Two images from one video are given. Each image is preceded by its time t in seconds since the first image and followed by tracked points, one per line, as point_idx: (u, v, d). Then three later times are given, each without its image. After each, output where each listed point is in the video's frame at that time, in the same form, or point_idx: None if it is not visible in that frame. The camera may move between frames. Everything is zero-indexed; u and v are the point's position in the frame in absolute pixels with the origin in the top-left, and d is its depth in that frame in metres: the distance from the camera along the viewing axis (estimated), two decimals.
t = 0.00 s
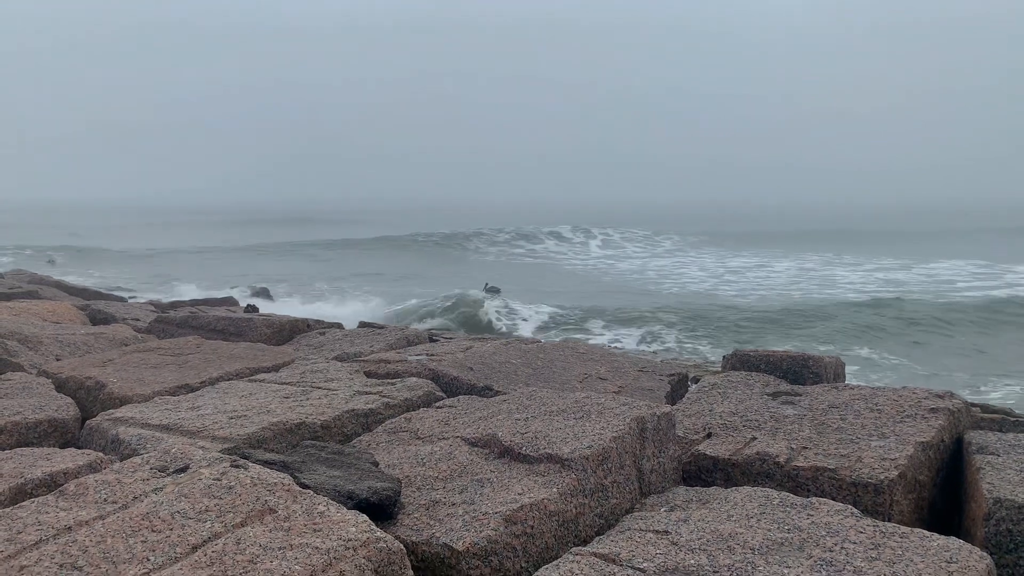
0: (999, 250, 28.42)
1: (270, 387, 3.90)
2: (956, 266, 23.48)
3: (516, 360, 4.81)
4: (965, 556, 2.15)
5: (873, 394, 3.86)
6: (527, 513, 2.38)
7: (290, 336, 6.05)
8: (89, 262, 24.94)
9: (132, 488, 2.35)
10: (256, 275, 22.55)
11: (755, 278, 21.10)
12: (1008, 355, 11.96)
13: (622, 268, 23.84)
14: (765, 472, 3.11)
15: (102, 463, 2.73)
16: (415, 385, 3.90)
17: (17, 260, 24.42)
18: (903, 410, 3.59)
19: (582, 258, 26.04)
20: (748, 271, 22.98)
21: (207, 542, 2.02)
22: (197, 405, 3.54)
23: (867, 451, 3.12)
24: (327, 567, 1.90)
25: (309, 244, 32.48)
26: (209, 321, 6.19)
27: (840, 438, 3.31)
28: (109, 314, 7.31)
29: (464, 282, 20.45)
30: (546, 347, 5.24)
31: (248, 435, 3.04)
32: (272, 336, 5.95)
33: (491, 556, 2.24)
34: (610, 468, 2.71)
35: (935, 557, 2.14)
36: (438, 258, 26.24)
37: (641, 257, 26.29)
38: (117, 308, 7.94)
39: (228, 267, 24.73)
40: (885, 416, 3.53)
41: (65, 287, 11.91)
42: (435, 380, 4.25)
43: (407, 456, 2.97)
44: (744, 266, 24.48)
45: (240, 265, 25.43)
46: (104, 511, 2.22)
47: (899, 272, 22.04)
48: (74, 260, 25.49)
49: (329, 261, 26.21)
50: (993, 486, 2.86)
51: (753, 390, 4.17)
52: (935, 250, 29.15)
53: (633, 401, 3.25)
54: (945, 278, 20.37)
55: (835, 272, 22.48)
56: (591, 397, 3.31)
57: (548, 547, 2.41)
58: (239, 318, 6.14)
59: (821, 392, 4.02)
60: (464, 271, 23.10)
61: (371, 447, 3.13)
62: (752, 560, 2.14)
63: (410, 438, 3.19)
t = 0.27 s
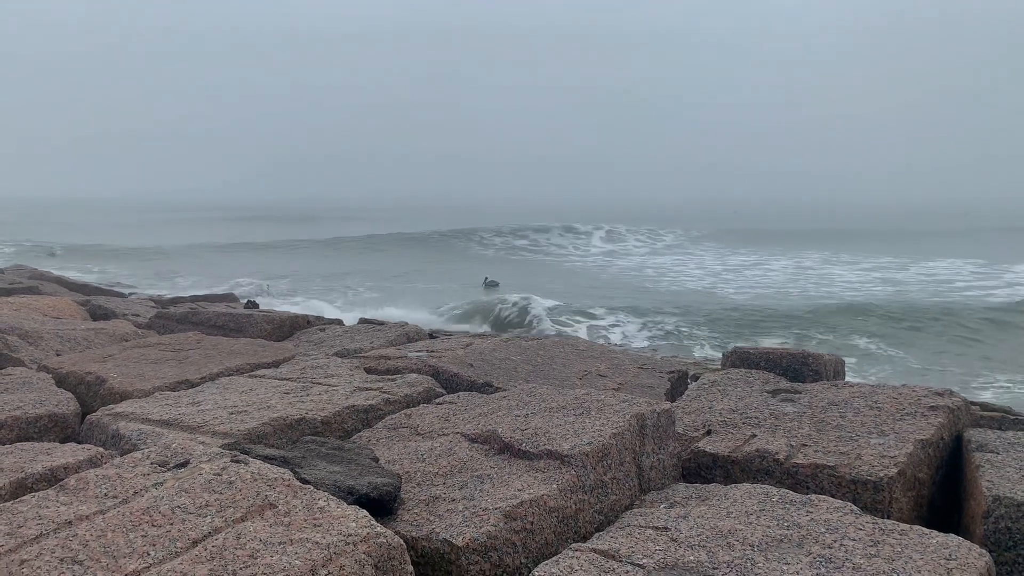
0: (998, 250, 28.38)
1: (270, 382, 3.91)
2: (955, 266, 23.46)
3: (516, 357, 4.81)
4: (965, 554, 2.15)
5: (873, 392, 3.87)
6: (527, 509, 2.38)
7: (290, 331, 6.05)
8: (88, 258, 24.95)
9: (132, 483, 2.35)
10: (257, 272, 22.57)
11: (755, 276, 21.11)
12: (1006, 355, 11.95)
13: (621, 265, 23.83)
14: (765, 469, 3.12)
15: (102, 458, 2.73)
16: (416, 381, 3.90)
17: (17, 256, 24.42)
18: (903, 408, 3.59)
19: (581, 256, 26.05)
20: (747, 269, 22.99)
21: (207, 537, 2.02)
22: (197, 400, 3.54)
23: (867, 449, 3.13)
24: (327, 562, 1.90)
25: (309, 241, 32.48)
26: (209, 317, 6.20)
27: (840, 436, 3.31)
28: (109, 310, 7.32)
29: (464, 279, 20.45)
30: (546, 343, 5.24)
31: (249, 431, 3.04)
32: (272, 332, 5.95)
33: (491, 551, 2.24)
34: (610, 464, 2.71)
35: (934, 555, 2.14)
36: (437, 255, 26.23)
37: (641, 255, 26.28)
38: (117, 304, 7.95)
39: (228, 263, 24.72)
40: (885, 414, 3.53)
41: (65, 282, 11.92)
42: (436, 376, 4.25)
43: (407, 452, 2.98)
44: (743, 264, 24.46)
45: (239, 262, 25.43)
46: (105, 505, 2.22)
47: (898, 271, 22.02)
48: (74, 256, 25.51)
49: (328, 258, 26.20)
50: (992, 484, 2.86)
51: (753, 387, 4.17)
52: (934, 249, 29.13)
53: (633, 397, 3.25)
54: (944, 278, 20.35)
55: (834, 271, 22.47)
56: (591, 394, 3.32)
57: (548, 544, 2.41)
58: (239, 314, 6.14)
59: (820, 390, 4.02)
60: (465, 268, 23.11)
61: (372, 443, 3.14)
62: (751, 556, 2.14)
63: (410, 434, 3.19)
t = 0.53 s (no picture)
0: (996, 251, 28.39)
1: (270, 381, 3.90)
2: (953, 266, 23.47)
3: (515, 356, 4.81)
4: (964, 554, 2.15)
5: (873, 392, 3.86)
6: (526, 509, 2.38)
7: (289, 330, 6.04)
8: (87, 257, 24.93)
9: (131, 482, 2.35)
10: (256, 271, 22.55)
11: (755, 276, 21.10)
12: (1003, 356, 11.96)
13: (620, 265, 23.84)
14: (765, 469, 3.12)
15: (101, 457, 2.73)
16: (415, 381, 3.90)
17: (17, 254, 24.41)
18: (903, 408, 3.59)
19: (581, 256, 26.05)
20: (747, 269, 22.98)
21: (206, 536, 2.02)
22: (196, 399, 3.54)
23: (866, 449, 3.13)
24: (326, 562, 1.90)
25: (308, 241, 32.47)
26: (209, 316, 6.19)
27: (839, 436, 3.31)
28: (108, 308, 7.31)
29: (464, 279, 20.44)
30: (545, 343, 5.24)
31: (248, 430, 3.04)
32: (272, 331, 5.95)
33: (490, 550, 2.24)
34: (609, 463, 2.71)
35: (933, 555, 2.14)
36: (437, 254, 26.22)
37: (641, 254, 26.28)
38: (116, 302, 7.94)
39: (228, 262, 24.71)
40: (885, 414, 3.53)
41: (65, 280, 11.91)
42: (435, 375, 4.25)
43: (406, 451, 2.98)
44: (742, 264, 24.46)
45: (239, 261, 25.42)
46: (104, 504, 2.22)
47: (896, 271, 22.02)
48: (73, 254, 25.48)
49: (328, 257, 26.20)
50: (992, 484, 2.86)
51: (753, 387, 4.17)
52: (932, 249, 29.13)
53: (633, 397, 3.25)
54: (942, 278, 20.36)
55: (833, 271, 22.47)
56: (590, 393, 3.31)
57: (547, 543, 2.41)
58: (238, 313, 6.14)
59: (820, 389, 4.02)
60: (464, 267, 23.10)
61: (371, 442, 3.13)
62: (750, 557, 2.14)
63: (409, 433, 3.19)
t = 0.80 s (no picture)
0: (992, 251, 28.46)
1: (268, 381, 3.90)
2: (950, 267, 23.52)
3: (514, 356, 4.81)
4: (963, 554, 2.15)
5: (872, 392, 3.87)
6: (525, 509, 2.38)
7: (288, 330, 6.04)
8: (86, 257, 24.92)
9: (130, 482, 2.35)
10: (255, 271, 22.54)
11: (753, 276, 21.14)
12: (999, 355, 12.00)
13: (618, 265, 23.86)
14: (763, 469, 3.12)
15: (99, 457, 2.72)
16: (414, 381, 3.90)
17: (15, 254, 24.39)
18: (902, 408, 3.59)
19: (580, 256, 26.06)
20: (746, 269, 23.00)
21: (205, 537, 2.02)
22: (195, 399, 3.54)
23: (865, 449, 3.13)
24: (325, 562, 1.90)
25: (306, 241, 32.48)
26: (207, 316, 6.19)
27: (838, 436, 3.31)
28: (107, 309, 7.30)
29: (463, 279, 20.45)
30: (544, 343, 5.24)
31: (246, 430, 3.04)
32: (271, 331, 5.94)
33: (489, 551, 2.24)
34: (608, 464, 2.71)
35: (932, 555, 2.14)
36: (435, 254, 26.24)
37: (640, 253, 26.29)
38: (115, 302, 7.94)
39: (226, 262, 24.71)
40: (883, 414, 3.54)
41: (63, 280, 11.91)
42: (434, 375, 4.25)
43: (405, 451, 2.97)
44: (739, 264, 24.49)
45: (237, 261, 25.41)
46: (102, 504, 2.22)
47: (893, 272, 22.05)
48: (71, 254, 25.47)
49: (326, 257, 26.21)
50: (991, 484, 2.86)
51: (752, 387, 4.17)
52: (928, 249, 29.17)
53: (632, 397, 3.24)
54: (938, 278, 20.39)
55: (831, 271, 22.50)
56: (589, 393, 3.32)
57: (546, 543, 2.41)
58: (237, 312, 6.14)
59: (819, 390, 4.02)
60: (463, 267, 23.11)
61: (369, 442, 3.13)
62: (749, 556, 2.14)
63: (408, 433, 3.19)
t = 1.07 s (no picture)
0: (988, 252, 28.53)
1: (267, 382, 3.90)
2: (946, 268, 23.59)
3: (514, 357, 4.81)
4: (962, 555, 2.15)
5: (871, 393, 3.87)
6: (524, 510, 2.38)
7: (287, 331, 6.03)
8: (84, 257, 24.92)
9: (129, 482, 2.35)
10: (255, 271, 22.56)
11: (751, 276, 21.17)
12: (994, 354, 12.04)
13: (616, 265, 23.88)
14: (763, 470, 3.12)
15: (99, 457, 2.72)
16: (414, 381, 3.90)
17: (12, 254, 24.39)
18: (901, 408, 3.60)
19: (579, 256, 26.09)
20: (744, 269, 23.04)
21: (204, 537, 2.01)
22: (194, 399, 3.54)
23: (864, 450, 3.13)
24: (324, 562, 1.90)
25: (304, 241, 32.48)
26: (207, 316, 6.19)
27: (838, 437, 3.31)
28: (106, 309, 7.30)
29: (462, 279, 20.46)
30: (544, 343, 5.25)
31: (246, 430, 3.04)
32: (270, 332, 5.94)
33: (488, 551, 2.24)
34: (607, 465, 2.71)
35: (931, 556, 2.14)
36: (434, 254, 26.25)
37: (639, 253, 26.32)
38: (114, 302, 7.95)
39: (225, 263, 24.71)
40: (883, 414, 3.54)
41: (62, 280, 11.91)
42: (433, 375, 4.25)
43: (405, 452, 2.97)
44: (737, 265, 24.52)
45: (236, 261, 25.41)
46: (101, 505, 2.22)
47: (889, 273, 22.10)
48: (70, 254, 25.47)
49: (325, 258, 26.22)
50: (991, 485, 2.86)
51: (751, 388, 4.18)
52: (925, 250, 29.24)
53: (631, 398, 3.24)
54: (936, 279, 20.44)
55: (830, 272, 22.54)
56: (589, 394, 3.32)
57: (545, 544, 2.41)
58: (237, 313, 6.14)
59: (819, 390, 4.03)
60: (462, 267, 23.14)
61: (369, 443, 3.13)
62: (749, 557, 2.14)
63: (408, 434, 3.19)
